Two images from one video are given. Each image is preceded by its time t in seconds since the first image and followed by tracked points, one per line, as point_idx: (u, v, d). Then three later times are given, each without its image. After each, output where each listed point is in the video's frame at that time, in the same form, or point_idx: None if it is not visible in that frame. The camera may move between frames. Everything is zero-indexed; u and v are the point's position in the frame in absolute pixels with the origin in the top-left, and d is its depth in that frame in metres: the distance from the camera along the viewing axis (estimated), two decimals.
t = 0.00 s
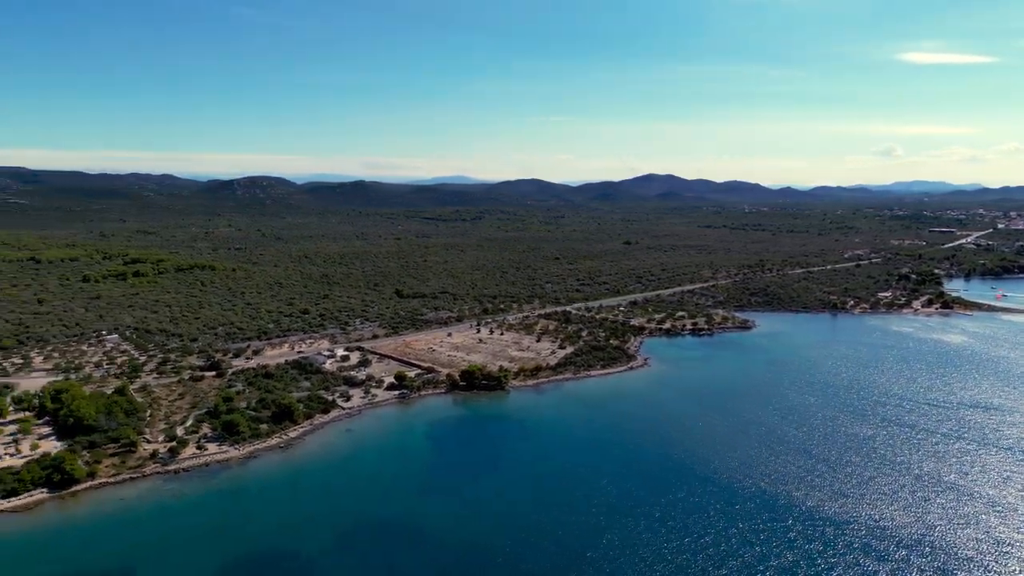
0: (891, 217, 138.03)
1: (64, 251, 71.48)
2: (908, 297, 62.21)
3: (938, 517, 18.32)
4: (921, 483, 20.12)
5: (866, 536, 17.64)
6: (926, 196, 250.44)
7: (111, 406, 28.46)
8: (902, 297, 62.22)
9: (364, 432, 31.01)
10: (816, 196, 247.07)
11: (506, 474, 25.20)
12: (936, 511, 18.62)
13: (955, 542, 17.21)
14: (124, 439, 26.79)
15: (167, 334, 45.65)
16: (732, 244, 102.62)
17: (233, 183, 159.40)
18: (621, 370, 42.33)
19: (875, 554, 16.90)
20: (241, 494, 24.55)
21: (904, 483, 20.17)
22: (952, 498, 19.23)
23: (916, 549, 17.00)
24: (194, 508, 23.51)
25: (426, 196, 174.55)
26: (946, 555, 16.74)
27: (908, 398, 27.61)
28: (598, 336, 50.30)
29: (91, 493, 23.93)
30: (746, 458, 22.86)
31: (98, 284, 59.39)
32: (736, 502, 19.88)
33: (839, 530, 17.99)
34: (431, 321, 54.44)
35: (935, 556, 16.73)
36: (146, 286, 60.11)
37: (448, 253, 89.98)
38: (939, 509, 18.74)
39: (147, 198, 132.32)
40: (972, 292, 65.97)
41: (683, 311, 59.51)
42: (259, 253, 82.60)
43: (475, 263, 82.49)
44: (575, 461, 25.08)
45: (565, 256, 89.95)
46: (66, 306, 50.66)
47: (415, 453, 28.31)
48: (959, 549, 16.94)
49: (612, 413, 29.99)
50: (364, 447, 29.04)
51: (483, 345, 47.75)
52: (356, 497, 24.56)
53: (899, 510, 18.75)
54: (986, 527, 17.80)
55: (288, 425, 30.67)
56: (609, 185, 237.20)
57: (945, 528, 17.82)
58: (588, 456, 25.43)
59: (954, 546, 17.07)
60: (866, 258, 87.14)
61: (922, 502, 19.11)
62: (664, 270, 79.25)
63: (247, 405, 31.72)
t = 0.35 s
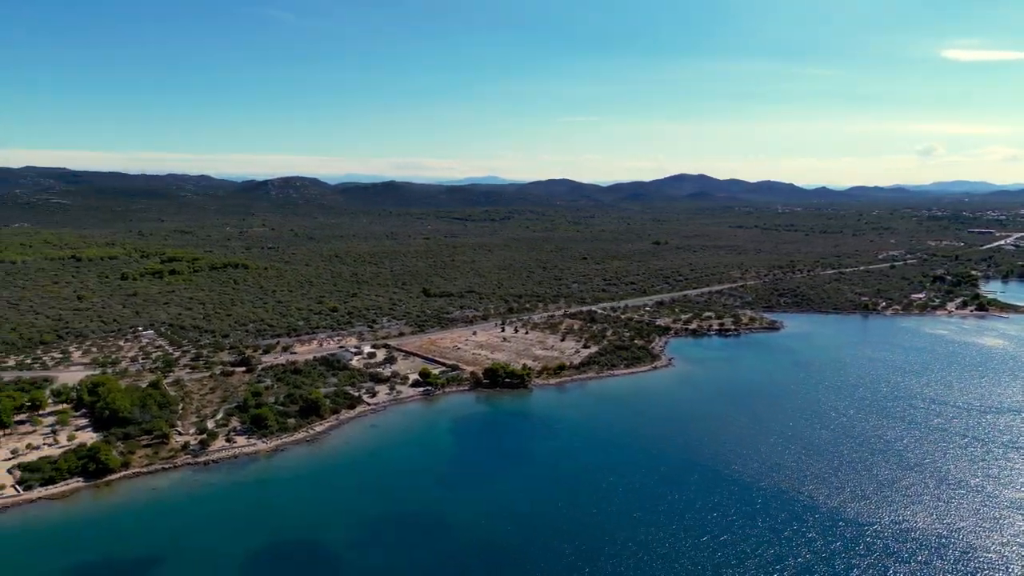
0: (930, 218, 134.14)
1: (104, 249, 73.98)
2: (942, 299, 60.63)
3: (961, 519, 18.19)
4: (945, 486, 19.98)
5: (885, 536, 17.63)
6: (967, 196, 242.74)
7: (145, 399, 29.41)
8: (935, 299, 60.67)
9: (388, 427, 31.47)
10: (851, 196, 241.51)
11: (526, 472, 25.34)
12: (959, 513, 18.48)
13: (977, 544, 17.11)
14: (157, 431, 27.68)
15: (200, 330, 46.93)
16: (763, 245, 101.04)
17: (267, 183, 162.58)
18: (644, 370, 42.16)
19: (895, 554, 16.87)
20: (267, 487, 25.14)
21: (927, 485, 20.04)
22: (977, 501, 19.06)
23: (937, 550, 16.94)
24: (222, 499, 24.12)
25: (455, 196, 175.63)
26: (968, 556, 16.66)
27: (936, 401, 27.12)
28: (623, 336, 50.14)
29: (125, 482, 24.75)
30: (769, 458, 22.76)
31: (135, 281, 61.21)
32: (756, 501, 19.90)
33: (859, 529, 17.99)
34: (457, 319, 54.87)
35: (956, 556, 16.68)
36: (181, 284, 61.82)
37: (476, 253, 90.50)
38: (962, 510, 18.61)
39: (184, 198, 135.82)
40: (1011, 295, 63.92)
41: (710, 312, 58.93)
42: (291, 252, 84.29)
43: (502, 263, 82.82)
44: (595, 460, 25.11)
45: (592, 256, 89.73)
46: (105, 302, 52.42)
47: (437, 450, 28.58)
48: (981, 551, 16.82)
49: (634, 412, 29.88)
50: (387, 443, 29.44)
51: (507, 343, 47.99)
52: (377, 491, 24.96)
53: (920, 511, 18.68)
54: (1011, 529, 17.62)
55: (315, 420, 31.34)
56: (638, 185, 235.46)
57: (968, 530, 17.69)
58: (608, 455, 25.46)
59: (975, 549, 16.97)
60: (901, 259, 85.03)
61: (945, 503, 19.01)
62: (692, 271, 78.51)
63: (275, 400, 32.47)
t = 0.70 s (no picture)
0: (973, 218, 129.68)
1: (143, 248, 76.35)
2: (981, 301, 58.73)
3: (990, 525, 17.93)
4: (975, 491, 19.68)
5: (909, 539, 17.52)
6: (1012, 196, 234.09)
7: (179, 392, 30.32)
8: (975, 301, 58.77)
9: (412, 423, 31.86)
10: (890, 196, 235.13)
11: (548, 468, 25.47)
12: (988, 519, 18.20)
13: (1006, 550, 16.86)
14: (190, 424, 28.50)
15: (233, 327, 48.12)
16: (796, 245, 99.09)
17: (300, 183, 165.60)
18: (670, 370, 41.84)
19: (918, 557, 16.76)
20: (295, 478, 25.74)
21: (956, 490, 19.74)
22: (1008, 507, 18.72)
23: (962, 554, 16.79)
24: (251, 489, 24.78)
25: (484, 196, 176.31)
26: (995, 562, 16.45)
27: (970, 405, 26.53)
28: (649, 335, 49.82)
29: (159, 472, 25.55)
30: (793, 457, 22.64)
31: (173, 279, 63.05)
32: (779, 500, 19.87)
33: (882, 531, 17.90)
34: (483, 318, 55.17)
35: (982, 561, 16.48)
36: (216, 281, 63.43)
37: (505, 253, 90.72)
38: (991, 516, 18.33)
39: (221, 198, 139.26)
40: None
41: (740, 312, 58.12)
42: (323, 251, 85.72)
43: (531, 262, 82.93)
44: (617, 458, 25.10)
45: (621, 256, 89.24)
46: (143, 299, 54.14)
47: (460, 446, 28.85)
48: (1009, 558, 16.58)
49: (658, 410, 29.79)
50: (411, 438, 29.81)
51: (533, 342, 48.11)
52: (401, 484, 25.36)
53: (948, 515, 18.45)
54: None
55: (342, 415, 31.89)
56: (669, 185, 233.09)
57: (996, 536, 17.45)
58: (630, 452, 25.43)
59: (1004, 555, 16.70)
60: (940, 260, 82.53)
61: (974, 509, 18.73)
62: (722, 271, 77.50)
63: (303, 395, 33.13)
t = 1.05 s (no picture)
0: (1021, 220, 124.78)
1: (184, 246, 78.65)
2: None
3: None
4: (1011, 496, 19.29)
5: (938, 542, 17.35)
6: None
7: (215, 386, 31.25)
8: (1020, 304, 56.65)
9: (440, 419, 32.28)
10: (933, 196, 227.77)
11: (573, 465, 25.61)
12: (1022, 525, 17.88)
13: None
14: (225, 416, 29.34)
15: (269, 324, 49.32)
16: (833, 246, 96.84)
17: (336, 184, 168.56)
18: (699, 370, 41.43)
19: (947, 560, 16.61)
20: (325, 470, 26.40)
21: (991, 495, 19.39)
22: None
23: (993, 558, 16.58)
24: (284, 480, 25.49)
25: (517, 196, 176.77)
26: None
27: (1011, 410, 25.81)
28: (679, 336, 49.37)
29: (195, 463, 26.40)
30: (822, 458, 22.43)
31: (212, 277, 64.86)
32: (806, 501, 19.77)
33: (911, 535, 17.74)
34: (513, 317, 55.40)
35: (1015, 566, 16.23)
36: (253, 279, 65.03)
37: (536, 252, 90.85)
38: None
39: (259, 199, 142.61)
40: None
41: (773, 314, 57.13)
42: (358, 250, 87.10)
43: (562, 262, 82.88)
44: (643, 456, 25.09)
45: (654, 256, 88.52)
46: (183, 296, 55.83)
47: (486, 442, 29.13)
48: None
49: (686, 409, 29.65)
50: (438, 434, 30.21)
51: (562, 341, 48.14)
52: (428, 478, 25.78)
53: (981, 520, 18.17)
54: None
55: (372, 410, 32.43)
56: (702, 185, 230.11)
57: None
58: (656, 451, 25.39)
59: None
60: (985, 262, 79.69)
61: (1008, 514, 18.40)
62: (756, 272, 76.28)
63: (334, 390, 33.80)
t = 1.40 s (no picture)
0: None
1: (226, 245, 80.94)
2: None
3: None
4: None
5: (968, 546, 17.06)
6: None
7: (252, 380, 32.21)
8: None
9: (468, 415, 32.68)
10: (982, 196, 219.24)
11: (599, 461, 25.71)
12: None
13: None
14: (260, 409, 30.19)
15: (305, 320, 50.49)
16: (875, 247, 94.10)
17: (373, 185, 171.13)
18: (730, 371, 40.89)
19: (976, 564, 16.33)
20: (355, 461, 27.06)
21: None
22: None
23: None
24: (315, 470, 26.21)
25: (551, 197, 176.76)
26: None
27: None
28: (711, 336, 48.77)
29: (231, 453, 27.27)
30: (852, 459, 22.12)
31: (251, 274, 66.69)
32: (833, 501, 19.56)
33: (940, 537, 17.47)
34: (544, 316, 55.49)
35: None
36: (291, 277, 66.61)
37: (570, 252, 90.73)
38: None
39: (297, 199, 145.73)
40: None
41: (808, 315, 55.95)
42: (393, 249, 88.32)
43: (595, 262, 82.62)
44: (668, 454, 25.07)
45: (689, 256, 87.49)
46: (224, 293, 57.56)
47: (512, 437, 29.41)
48: None
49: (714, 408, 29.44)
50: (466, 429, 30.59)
51: (591, 340, 48.07)
52: (454, 471, 26.21)
53: (1014, 526, 17.79)
54: None
55: (402, 405, 32.94)
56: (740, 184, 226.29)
57: None
58: (681, 449, 25.34)
59: None
60: None
61: None
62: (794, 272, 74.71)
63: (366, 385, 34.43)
